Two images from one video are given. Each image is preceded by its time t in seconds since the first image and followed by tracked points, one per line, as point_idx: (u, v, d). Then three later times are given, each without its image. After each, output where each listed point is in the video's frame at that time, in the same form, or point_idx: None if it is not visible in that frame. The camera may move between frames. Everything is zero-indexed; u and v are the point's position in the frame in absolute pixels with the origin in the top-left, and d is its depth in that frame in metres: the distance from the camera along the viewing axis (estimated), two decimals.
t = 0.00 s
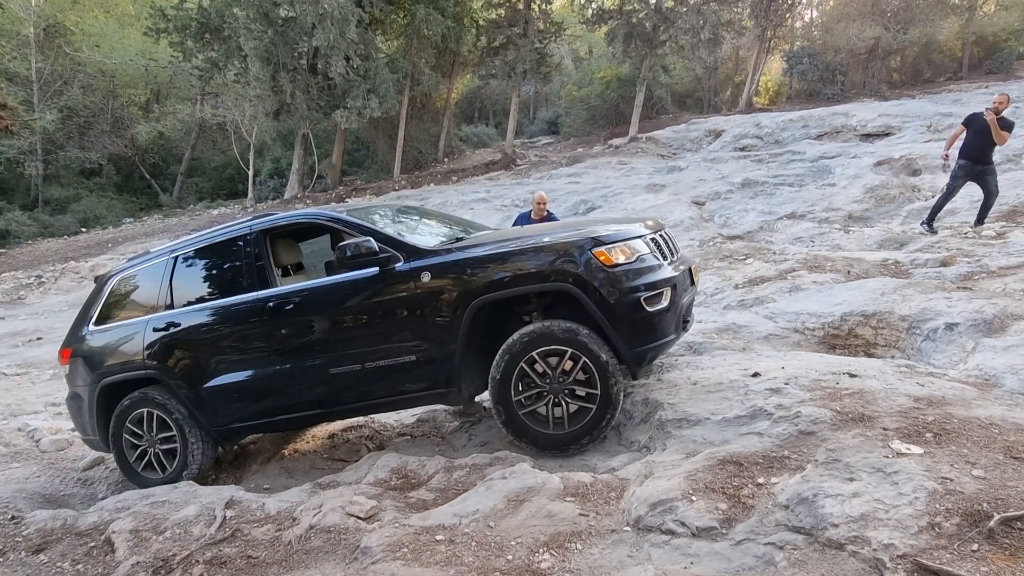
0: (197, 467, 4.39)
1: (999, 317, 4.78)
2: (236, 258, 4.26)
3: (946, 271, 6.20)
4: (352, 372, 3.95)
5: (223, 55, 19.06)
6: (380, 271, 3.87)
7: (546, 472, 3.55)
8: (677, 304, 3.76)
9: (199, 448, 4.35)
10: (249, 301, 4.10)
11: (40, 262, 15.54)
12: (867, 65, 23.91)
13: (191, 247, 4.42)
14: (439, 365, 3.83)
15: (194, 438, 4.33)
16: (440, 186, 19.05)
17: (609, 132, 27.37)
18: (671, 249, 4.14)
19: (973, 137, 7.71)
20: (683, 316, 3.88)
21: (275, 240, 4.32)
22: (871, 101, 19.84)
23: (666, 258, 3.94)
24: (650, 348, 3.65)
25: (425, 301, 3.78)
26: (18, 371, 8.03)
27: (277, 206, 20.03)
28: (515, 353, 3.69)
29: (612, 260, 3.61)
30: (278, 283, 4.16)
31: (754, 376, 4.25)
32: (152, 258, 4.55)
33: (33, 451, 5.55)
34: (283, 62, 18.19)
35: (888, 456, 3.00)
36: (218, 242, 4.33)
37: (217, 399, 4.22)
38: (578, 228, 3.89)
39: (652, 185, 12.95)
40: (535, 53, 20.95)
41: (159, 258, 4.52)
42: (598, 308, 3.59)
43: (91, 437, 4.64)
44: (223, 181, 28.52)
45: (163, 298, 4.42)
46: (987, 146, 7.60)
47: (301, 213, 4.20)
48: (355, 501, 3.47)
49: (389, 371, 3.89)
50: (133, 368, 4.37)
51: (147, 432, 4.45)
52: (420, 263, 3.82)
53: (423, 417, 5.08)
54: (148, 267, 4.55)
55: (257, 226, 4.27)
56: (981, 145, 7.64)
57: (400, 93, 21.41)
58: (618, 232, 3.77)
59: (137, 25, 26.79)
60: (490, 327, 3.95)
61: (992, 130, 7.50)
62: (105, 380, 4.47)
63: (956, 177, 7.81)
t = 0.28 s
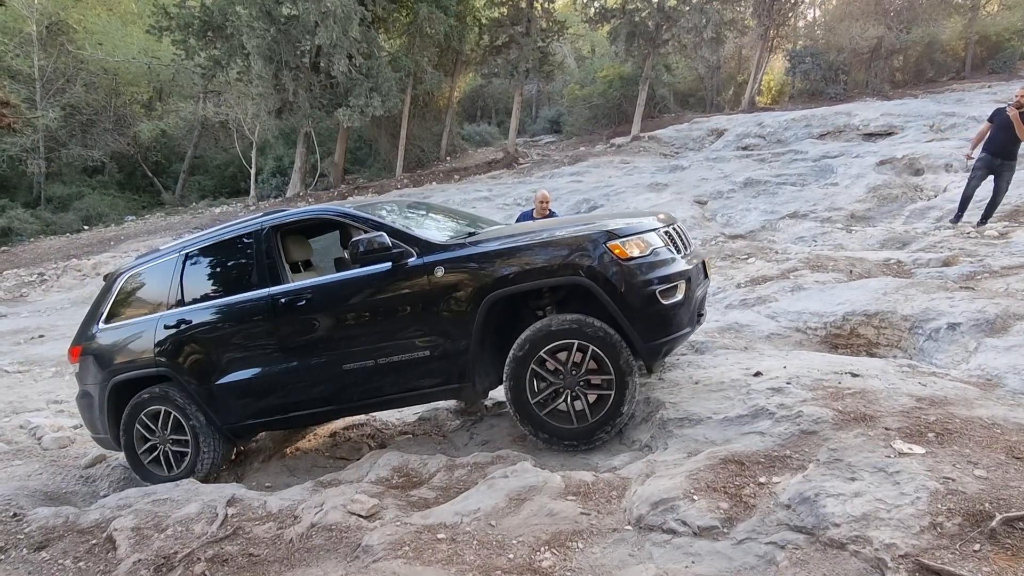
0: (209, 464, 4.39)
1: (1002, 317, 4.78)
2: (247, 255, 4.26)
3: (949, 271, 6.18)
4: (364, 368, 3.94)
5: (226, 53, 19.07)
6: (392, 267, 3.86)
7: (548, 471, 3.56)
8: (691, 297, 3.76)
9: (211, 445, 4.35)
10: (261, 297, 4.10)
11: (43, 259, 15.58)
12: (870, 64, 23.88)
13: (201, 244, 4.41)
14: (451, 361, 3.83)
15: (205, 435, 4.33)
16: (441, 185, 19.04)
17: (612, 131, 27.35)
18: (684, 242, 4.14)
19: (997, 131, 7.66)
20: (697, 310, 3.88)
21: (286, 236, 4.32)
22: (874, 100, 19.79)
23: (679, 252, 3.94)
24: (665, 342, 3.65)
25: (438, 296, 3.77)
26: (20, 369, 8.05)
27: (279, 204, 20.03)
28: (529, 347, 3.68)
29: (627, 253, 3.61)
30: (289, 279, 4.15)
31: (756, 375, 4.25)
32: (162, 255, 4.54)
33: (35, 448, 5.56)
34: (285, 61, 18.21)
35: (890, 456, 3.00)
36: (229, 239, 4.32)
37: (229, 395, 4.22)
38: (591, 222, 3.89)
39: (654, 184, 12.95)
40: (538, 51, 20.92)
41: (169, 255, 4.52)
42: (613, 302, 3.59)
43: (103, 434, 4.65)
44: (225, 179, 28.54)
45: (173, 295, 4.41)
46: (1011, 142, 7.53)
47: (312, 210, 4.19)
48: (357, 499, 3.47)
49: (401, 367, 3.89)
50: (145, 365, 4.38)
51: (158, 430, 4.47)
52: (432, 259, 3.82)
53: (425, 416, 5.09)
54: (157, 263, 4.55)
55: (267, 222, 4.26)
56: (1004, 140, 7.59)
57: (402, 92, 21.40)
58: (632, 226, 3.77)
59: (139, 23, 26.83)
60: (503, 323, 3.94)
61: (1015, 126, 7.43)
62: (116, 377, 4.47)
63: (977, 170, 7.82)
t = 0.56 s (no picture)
0: (223, 463, 4.40)
1: (1005, 317, 4.76)
2: (257, 253, 4.24)
3: (952, 270, 6.17)
4: (377, 365, 3.94)
5: (228, 52, 19.09)
6: (403, 264, 3.85)
7: (550, 470, 3.56)
8: (705, 291, 3.75)
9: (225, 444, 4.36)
10: (272, 297, 4.10)
11: (46, 257, 15.62)
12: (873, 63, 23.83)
13: (211, 243, 4.40)
14: (463, 358, 3.83)
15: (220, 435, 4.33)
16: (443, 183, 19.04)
17: (614, 130, 27.33)
18: (696, 235, 4.14)
19: (1012, 131, 7.68)
20: (711, 303, 3.88)
21: (295, 234, 4.30)
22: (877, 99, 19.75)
23: (692, 245, 3.92)
24: (680, 336, 3.64)
25: (451, 293, 3.77)
26: (23, 367, 8.07)
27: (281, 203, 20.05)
28: (541, 343, 3.68)
29: (640, 248, 3.60)
30: (299, 278, 4.14)
31: (759, 375, 4.25)
32: (171, 255, 4.53)
33: (38, 446, 5.57)
34: (288, 59, 18.24)
35: (893, 456, 3.00)
36: (238, 237, 4.31)
37: (241, 394, 4.22)
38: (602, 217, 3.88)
39: (656, 183, 12.94)
40: (540, 50, 20.87)
41: (178, 254, 4.51)
42: (626, 296, 3.59)
43: (117, 435, 4.66)
44: (227, 178, 28.58)
45: (183, 295, 4.41)
46: None
47: (321, 207, 4.18)
48: (359, 497, 3.48)
49: (414, 364, 3.89)
50: (157, 365, 4.38)
51: (174, 430, 4.47)
52: (444, 255, 3.81)
53: (427, 415, 5.10)
54: (166, 263, 4.54)
55: (276, 220, 4.25)
56: (1020, 139, 7.59)
57: (405, 91, 21.40)
58: (644, 220, 3.76)
59: (142, 21, 26.90)
60: (515, 318, 3.94)
61: None
62: (129, 377, 4.48)
63: (993, 171, 7.80)
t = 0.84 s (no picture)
0: (240, 472, 4.38)
1: (1007, 316, 4.76)
2: (264, 259, 4.24)
3: (953, 270, 6.16)
4: (388, 366, 3.95)
5: (230, 51, 19.11)
6: (409, 265, 3.84)
7: (550, 469, 3.56)
8: (712, 279, 3.73)
9: (242, 451, 4.35)
10: (280, 301, 4.10)
11: (48, 256, 15.65)
12: (875, 62, 23.81)
13: (219, 249, 4.40)
14: (473, 357, 3.82)
15: (236, 443, 4.33)
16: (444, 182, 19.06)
17: (615, 129, 27.34)
18: (703, 223, 4.12)
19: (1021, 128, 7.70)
20: (719, 292, 3.85)
21: (302, 237, 4.29)
22: (879, 99, 19.75)
23: (698, 233, 3.90)
24: (689, 326, 3.62)
25: (459, 291, 3.76)
26: (25, 365, 8.08)
27: (282, 202, 20.07)
28: (548, 338, 3.68)
29: (644, 239, 3.59)
30: (308, 281, 4.15)
31: (760, 374, 4.25)
32: (181, 264, 4.54)
33: (40, 444, 5.58)
34: (289, 58, 18.27)
35: (893, 455, 2.99)
36: (246, 243, 4.29)
37: (253, 397, 4.23)
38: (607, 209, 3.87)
39: (657, 182, 12.94)
40: (541, 49, 20.83)
41: (187, 263, 4.51)
42: (633, 289, 3.57)
43: (136, 444, 4.69)
44: (228, 177, 28.61)
45: (194, 302, 4.43)
46: None
47: (326, 210, 4.17)
48: (360, 496, 3.48)
49: (425, 364, 3.89)
50: (172, 374, 4.39)
51: (192, 442, 4.48)
52: (449, 254, 3.80)
53: (428, 413, 5.10)
54: (175, 270, 4.55)
55: (282, 225, 4.23)
56: None
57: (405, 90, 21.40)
58: (649, 211, 3.74)
59: (143, 21, 26.98)
60: (523, 314, 3.94)
61: None
62: (145, 388, 4.49)
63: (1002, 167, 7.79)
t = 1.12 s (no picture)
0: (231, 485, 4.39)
1: (1007, 317, 4.75)
2: (251, 274, 4.22)
3: (954, 270, 6.16)
4: (374, 386, 3.94)
5: (230, 50, 19.12)
6: (394, 287, 3.82)
7: (551, 469, 3.55)
8: (702, 312, 3.69)
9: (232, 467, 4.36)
10: (266, 319, 4.09)
11: (49, 255, 15.66)
12: (876, 62, 23.80)
13: (207, 260, 4.37)
14: (459, 380, 3.81)
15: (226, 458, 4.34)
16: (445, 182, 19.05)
17: (615, 129, 27.33)
18: (696, 247, 4.07)
19: None
20: (708, 322, 3.82)
21: (288, 251, 4.25)
22: (879, 98, 19.76)
23: (691, 262, 3.85)
24: (675, 361, 3.60)
25: (443, 316, 3.74)
26: (25, 365, 8.07)
27: (283, 201, 20.06)
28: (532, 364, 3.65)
29: (634, 273, 3.53)
30: (294, 298, 4.13)
31: (760, 374, 4.24)
32: (168, 271, 4.51)
33: (41, 443, 5.58)
34: (289, 58, 18.27)
35: (894, 456, 2.99)
36: (233, 256, 4.27)
37: (241, 414, 4.24)
38: (597, 235, 3.82)
39: (658, 182, 12.94)
40: (542, 49, 20.81)
41: (175, 271, 4.48)
42: (620, 321, 3.53)
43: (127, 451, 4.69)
44: (229, 177, 28.60)
45: (182, 312, 4.42)
46: None
47: (312, 226, 4.12)
48: (360, 496, 3.48)
49: (411, 386, 3.88)
50: (160, 386, 4.39)
51: (181, 454, 4.46)
52: (434, 278, 3.76)
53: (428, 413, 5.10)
54: (162, 277, 4.51)
55: (269, 240, 4.19)
56: None
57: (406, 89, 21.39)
58: (642, 242, 3.67)
59: (144, 20, 27.02)
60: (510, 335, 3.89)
61: None
62: (133, 398, 4.49)
63: (1010, 164, 7.79)
